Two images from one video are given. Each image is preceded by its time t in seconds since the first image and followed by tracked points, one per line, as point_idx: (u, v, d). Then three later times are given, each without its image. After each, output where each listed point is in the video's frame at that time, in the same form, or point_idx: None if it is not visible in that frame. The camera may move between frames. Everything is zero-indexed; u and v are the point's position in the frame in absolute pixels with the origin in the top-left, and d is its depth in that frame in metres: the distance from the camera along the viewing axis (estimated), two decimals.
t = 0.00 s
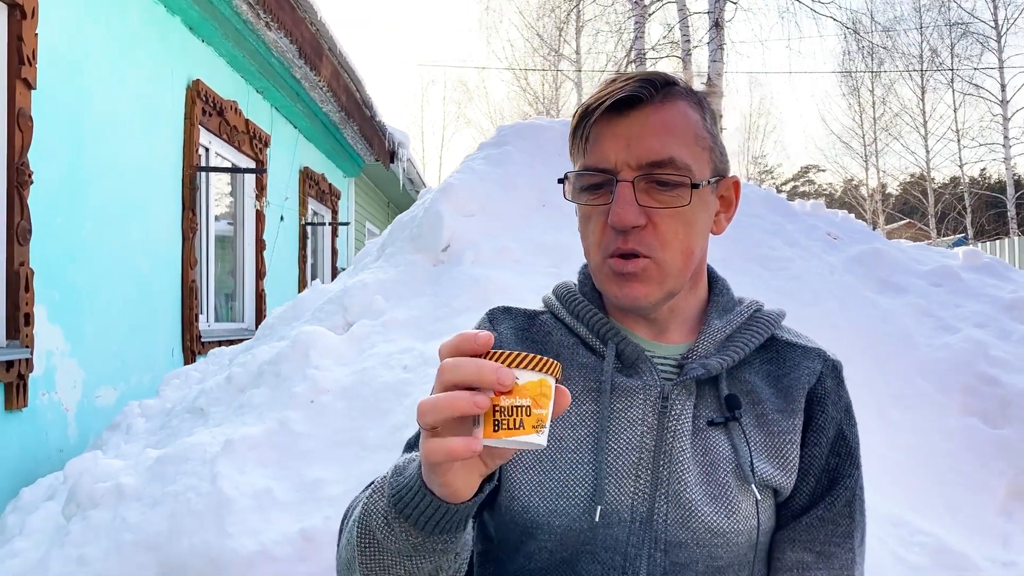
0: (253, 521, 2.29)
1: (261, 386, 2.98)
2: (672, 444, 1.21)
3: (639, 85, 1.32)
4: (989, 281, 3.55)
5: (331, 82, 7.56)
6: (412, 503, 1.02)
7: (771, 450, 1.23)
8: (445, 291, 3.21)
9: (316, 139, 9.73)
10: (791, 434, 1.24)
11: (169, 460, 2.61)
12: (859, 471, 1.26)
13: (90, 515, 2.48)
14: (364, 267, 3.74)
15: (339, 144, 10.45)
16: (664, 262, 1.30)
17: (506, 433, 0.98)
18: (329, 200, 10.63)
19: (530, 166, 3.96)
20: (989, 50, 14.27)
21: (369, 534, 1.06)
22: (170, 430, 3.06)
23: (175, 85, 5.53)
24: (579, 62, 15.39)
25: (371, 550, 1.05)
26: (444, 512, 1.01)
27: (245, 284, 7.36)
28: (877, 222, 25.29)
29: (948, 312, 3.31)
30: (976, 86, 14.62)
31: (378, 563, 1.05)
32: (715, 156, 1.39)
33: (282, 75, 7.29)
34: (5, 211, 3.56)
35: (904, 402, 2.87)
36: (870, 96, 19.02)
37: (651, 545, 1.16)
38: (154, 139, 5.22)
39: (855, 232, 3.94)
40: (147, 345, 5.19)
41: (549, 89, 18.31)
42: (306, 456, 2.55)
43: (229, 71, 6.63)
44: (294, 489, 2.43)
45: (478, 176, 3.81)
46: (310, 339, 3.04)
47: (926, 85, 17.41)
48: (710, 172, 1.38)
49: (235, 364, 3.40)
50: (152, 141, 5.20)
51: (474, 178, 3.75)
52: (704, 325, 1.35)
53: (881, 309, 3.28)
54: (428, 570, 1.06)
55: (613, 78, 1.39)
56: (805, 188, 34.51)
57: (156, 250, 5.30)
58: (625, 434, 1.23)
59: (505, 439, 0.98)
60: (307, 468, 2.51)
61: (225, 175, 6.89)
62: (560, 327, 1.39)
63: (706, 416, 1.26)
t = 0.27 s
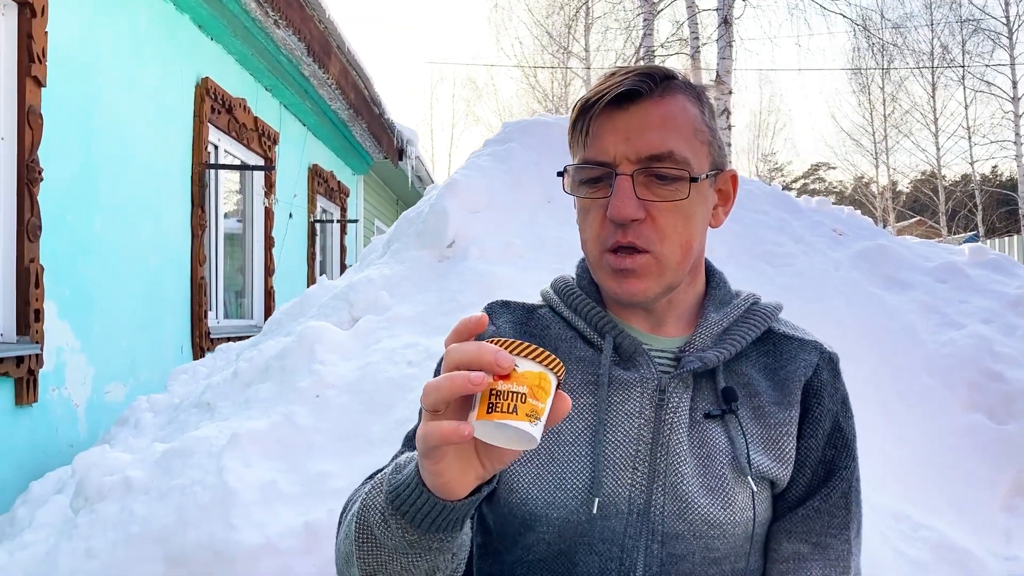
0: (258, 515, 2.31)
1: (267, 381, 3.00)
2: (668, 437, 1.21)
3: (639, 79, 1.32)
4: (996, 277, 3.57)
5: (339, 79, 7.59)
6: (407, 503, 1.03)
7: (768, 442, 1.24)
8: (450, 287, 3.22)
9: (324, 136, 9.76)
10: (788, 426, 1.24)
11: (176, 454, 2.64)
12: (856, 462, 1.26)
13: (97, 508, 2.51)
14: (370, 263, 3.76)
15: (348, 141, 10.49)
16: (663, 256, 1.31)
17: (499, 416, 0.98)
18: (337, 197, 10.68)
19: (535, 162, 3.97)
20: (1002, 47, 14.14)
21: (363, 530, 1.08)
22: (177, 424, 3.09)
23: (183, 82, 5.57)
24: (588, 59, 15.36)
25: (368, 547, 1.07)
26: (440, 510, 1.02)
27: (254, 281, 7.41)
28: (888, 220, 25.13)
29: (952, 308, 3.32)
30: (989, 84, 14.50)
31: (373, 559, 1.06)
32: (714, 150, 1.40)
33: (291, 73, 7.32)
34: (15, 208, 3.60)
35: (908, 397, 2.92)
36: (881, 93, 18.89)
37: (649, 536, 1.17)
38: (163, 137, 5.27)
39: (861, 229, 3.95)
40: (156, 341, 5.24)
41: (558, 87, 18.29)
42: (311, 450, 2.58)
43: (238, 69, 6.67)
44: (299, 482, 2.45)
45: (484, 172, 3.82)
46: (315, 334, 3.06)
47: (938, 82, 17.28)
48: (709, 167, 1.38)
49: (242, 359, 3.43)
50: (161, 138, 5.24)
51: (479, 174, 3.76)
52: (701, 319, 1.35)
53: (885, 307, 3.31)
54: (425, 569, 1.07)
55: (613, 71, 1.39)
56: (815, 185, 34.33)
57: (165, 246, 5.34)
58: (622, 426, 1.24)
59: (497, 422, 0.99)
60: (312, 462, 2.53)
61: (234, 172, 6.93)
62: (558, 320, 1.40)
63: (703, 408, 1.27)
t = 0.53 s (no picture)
0: (268, 505, 2.36)
1: (277, 373, 3.05)
2: (668, 429, 1.23)
3: (659, 60, 1.35)
4: (1001, 271, 3.71)
5: (352, 74, 7.63)
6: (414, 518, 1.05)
7: (767, 435, 1.25)
8: (458, 280, 3.25)
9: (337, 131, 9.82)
10: (785, 418, 1.26)
11: (187, 446, 2.69)
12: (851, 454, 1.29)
13: (110, 498, 2.56)
14: (380, 256, 3.80)
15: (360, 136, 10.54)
16: (675, 233, 1.31)
17: (516, 481, 0.97)
18: (350, 192, 10.75)
19: (544, 157, 3.99)
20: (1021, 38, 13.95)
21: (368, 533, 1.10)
22: (189, 416, 3.14)
23: (197, 78, 5.63)
24: (602, 53, 15.32)
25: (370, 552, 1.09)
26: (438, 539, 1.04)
27: (267, 275, 7.48)
28: (904, 213, 24.89)
29: (961, 302, 3.45)
30: (1006, 76, 14.33)
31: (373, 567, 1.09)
32: (722, 140, 1.42)
33: (303, 69, 7.38)
34: (31, 203, 3.67)
35: (914, 387, 3.03)
36: (897, 86, 18.72)
37: (648, 527, 1.19)
38: (177, 133, 5.33)
39: (869, 224, 4.11)
40: (171, 335, 5.32)
41: (571, 81, 18.27)
42: (320, 442, 2.62)
43: (251, 65, 6.73)
44: (308, 473, 2.49)
45: (493, 167, 3.84)
46: (325, 328, 3.10)
47: (955, 75, 17.08)
48: (718, 154, 1.40)
49: (253, 352, 3.48)
50: (174, 134, 5.30)
51: (488, 169, 3.79)
52: (699, 312, 1.37)
53: (893, 300, 3.45)
54: None
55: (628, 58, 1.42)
56: (830, 179, 34.04)
57: (179, 241, 5.41)
58: (622, 419, 1.25)
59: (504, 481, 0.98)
60: (321, 453, 2.57)
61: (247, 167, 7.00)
62: (557, 312, 1.40)
63: (702, 401, 1.28)
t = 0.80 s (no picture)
0: (271, 492, 2.39)
1: (282, 362, 3.08)
2: (684, 404, 1.22)
3: (665, 47, 1.34)
4: (1007, 259, 3.77)
5: (359, 66, 7.65)
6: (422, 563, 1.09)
7: (779, 412, 1.27)
8: (462, 270, 3.27)
9: (345, 123, 9.83)
10: (797, 396, 1.28)
11: (192, 434, 2.73)
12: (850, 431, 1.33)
13: (117, 486, 2.60)
14: (385, 247, 3.82)
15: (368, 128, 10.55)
16: (683, 222, 1.31)
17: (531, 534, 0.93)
18: (359, 184, 10.78)
19: (548, 147, 3.99)
20: None
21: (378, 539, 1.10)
22: (195, 405, 3.18)
23: (205, 71, 5.66)
24: (611, 44, 15.25)
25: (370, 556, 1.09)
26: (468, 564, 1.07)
27: (276, 267, 7.54)
28: (915, 204, 24.69)
29: (966, 291, 3.50)
30: (1021, 64, 14.14)
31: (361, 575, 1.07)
32: (727, 125, 1.42)
33: (312, 61, 7.40)
34: (40, 195, 3.72)
35: (916, 375, 3.06)
36: (910, 75, 18.51)
37: (659, 502, 1.18)
38: (185, 126, 5.37)
39: (874, 212, 4.14)
40: (181, 326, 5.38)
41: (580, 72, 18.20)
42: (323, 429, 2.64)
43: (259, 57, 6.76)
44: (312, 460, 2.53)
45: (496, 157, 3.85)
46: (329, 317, 3.13)
47: (969, 64, 16.87)
48: (724, 140, 1.40)
49: (258, 342, 3.51)
50: (183, 127, 5.34)
51: (492, 159, 3.80)
52: (708, 292, 1.37)
53: (899, 288, 3.47)
54: None
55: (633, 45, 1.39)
56: (841, 169, 33.76)
57: (187, 233, 5.45)
58: (637, 392, 1.23)
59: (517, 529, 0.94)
60: (324, 440, 2.60)
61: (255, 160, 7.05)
62: (566, 287, 1.37)
63: (716, 377, 1.28)
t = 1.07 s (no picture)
0: (273, 489, 2.40)
1: (284, 360, 3.09)
2: (677, 406, 1.22)
3: (674, 48, 1.33)
4: (1009, 256, 3.76)
5: (362, 63, 7.64)
6: None
7: (774, 413, 1.27)
8: (464, 267, 3.27)
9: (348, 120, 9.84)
10: (792, 396, 1.28)
11: (196, 432, 2.74)
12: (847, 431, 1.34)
13: (121, 484, 2.62)
14: (387, 244, 3.83)
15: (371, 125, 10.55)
16: (683, 224, 1.31)
17: None
18: (362, 181, 10.79)
19: (550, 144, 3.99)
20: None
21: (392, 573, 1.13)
22: (198, 403, 3.19)
23: (207, 69, 5.67)
24: (614, 40, 15.21)
25: None
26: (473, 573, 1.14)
27: (280, 264, 7.55)
28: (920, 199, 24.61)
29: (969, 287, 3.49)
30: None
31: None
32: (733, 127, 1.41)
33: (314, 59, 7.40)
34: (44, 193, 3.73)
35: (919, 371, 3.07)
36: (914, 70, 18.42)
37: (650, 503, 1.19)
38: (188, 124, 5.38)
39: (876, 208, 4.14)
40: (184, 324, 5.40)
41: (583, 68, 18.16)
42: (325, 427, 2.65)
43: (261, 55, 6.77)
44: (314, 458, 2.53)
45: (498, 154, 3.85)
46: (331, 315, 3.14)
47: (974, 58, 16.79)
48: (729, 142, 1.39)
49: (261, 340, 3.52)
50: (186, 125, 5.35)
51: (494, 156, 3.80)
52: (704, 293, 1.37)
53: (900, 284, 3.48)
54: None
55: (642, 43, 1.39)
56: (845, 165, 33.65)
57: (190, 231, 5.47)
58: (629, 393, 1.24)
59: None
60: (327, 437, 2.61)
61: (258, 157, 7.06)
62: (561, 289, 1.38)
63: (710, 378, 1.28)
